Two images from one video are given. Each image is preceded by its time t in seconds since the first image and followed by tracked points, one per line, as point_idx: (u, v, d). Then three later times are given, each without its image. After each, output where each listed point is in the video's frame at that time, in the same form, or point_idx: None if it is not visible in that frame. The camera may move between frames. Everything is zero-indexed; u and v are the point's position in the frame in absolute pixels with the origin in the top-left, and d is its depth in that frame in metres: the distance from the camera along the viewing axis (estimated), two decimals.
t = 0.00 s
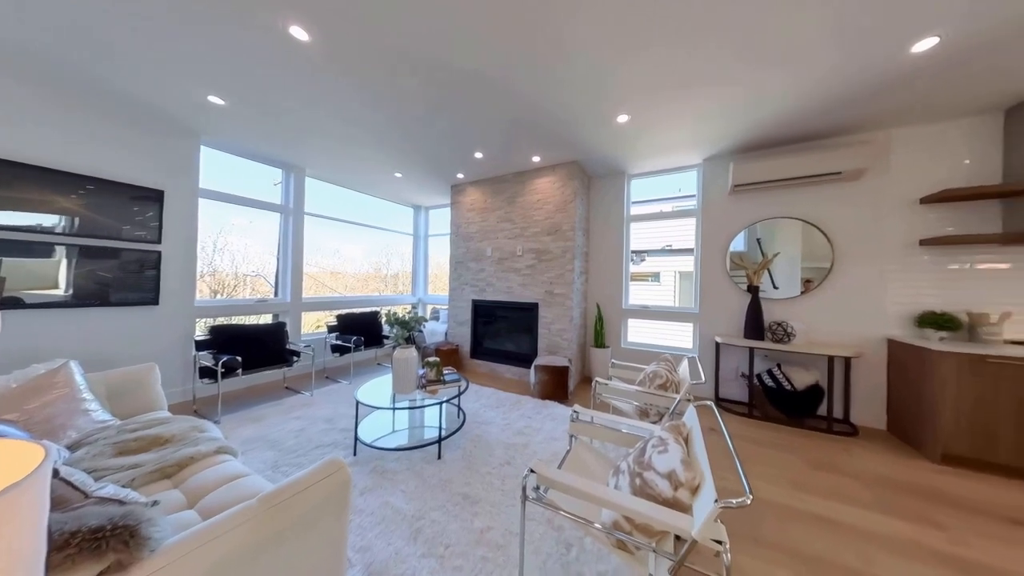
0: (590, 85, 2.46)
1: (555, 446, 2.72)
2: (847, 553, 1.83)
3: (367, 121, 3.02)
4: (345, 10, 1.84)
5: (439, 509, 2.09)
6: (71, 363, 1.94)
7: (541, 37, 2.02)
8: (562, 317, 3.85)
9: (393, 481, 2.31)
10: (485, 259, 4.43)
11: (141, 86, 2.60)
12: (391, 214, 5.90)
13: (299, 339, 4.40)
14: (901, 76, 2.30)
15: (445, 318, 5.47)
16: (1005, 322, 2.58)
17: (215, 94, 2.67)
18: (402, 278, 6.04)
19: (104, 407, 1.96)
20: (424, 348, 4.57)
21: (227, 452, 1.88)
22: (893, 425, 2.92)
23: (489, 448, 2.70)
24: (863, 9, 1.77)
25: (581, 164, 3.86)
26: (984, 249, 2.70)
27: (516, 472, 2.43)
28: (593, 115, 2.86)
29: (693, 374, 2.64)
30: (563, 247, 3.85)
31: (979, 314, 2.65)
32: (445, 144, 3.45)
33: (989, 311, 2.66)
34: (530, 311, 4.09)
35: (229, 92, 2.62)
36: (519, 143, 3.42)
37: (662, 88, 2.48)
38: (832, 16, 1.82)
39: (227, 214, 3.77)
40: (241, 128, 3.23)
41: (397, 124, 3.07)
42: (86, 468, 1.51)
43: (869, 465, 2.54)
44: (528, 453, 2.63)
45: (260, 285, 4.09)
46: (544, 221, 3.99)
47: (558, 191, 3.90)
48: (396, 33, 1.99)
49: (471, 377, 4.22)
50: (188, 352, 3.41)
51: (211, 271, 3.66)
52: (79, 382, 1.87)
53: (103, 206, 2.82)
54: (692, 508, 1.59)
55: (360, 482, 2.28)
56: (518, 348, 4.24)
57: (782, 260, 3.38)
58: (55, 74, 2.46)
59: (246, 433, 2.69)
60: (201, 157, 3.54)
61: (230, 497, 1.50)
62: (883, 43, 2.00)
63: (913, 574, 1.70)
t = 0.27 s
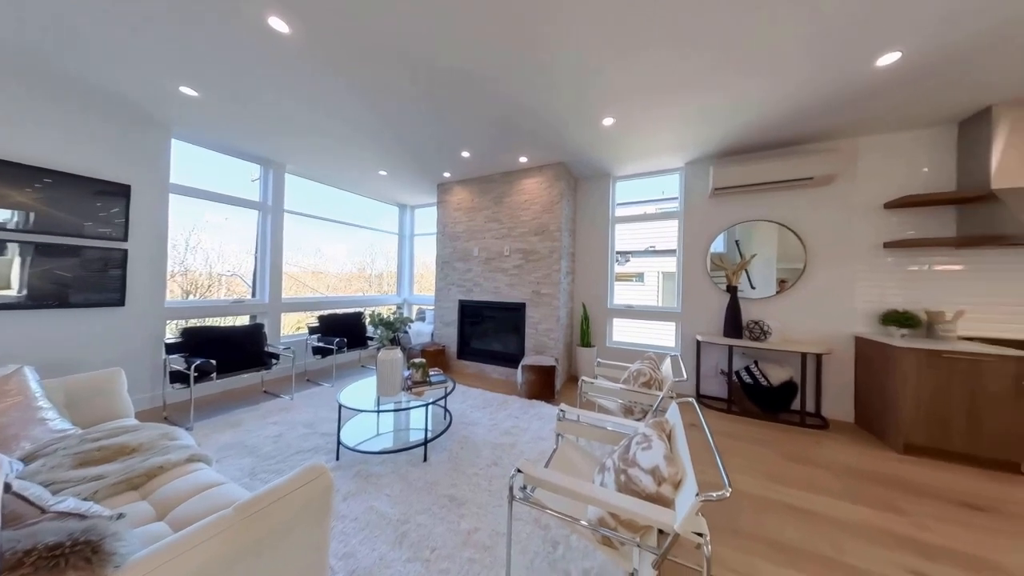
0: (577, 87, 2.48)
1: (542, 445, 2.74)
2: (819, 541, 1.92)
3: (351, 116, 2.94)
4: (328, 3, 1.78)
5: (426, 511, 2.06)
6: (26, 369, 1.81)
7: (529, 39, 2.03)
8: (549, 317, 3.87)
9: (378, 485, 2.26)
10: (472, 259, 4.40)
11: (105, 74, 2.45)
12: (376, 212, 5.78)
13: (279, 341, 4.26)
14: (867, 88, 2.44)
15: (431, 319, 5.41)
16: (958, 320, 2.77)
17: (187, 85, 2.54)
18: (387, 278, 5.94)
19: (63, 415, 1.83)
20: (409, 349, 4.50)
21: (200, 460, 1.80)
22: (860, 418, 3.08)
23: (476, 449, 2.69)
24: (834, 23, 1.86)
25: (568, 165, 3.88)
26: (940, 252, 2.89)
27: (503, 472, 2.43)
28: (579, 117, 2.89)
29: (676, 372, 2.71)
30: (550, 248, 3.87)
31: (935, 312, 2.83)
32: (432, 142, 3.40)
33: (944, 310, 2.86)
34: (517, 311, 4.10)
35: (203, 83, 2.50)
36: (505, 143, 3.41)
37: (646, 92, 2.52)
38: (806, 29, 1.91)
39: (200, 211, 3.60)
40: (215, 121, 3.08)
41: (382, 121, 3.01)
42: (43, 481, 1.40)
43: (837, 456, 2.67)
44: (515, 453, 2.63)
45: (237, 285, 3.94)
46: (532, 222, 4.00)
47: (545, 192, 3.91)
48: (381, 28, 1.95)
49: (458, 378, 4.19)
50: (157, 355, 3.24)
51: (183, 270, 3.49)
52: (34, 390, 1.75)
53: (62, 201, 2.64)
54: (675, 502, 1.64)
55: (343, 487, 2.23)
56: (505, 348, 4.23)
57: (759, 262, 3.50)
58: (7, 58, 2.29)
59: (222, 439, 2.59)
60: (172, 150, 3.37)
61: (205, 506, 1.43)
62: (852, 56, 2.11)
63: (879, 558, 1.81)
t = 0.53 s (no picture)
0: (561, 90, 2.50)
1: (527, 445, 2.74)
2: (790, 528, 2.02)
3: (331, 111, 2.85)
4: None
5: (409, 516, 2.02)
6: None
7: (515, 40, 2.02)
8: (534, 317, 3.88)
9: (359, 491, 2.20)
10: (457, 259, 4.36)
11: (58, 58, 2.26)
12: (357, 211, 5.63)
13: (253, 343, 4.08)
14: (832, 99, 2.58)
15: (414, 320, 5.32)
16: (912, 318, 2.98)
17: (150, 72, 2.38)
18: (368, 278, 5.80)
19: (7, 427, 1.68)
20: (392, 350, 4.41)
21: (164, 471, 1.68)
22: (826, 410, 3.26)
23: (461, 450, 2.66)
24: (803, 37, 1.96)
25: (552, 166, 3.90)
26: (896, 254, 3.10)
27: (488, 473, 2.41)
28: (563, 119, 2.91)
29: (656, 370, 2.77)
30: (535, 248, 3.88)
31: (892, 310, 3.03)
32: (415, 140, 3.34)
33: (900, 308, 3.06)
34: (503, 311, 4.09)
35: (169, 71, 2.36)
36: (489, 143, 3.38)
37: (628, 97, 2.57)
38: (778, 41, 2.00)
39: (165, 207, 3.39)
40: (182, 111, 2.91)
41: (363, 117, 2.93)
42: None
43: (805, 447, 2.82)
44: (500, 453, 2.62)
45: (207, 285, 3.74)
46: (517, 222, 3.99)
47: (530, 192, 3.92)
48: (361, 22, 1.90)
49: (442, 379, 4.14)
50: (118, 360, 3.03)
51: (146, 270, 3.27)
52: None
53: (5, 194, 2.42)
54: (655, 496, 1.67)
55: (322, 494, 2.15)
56: (490, 348, 4.22)
57: (735, 263, 3.64)
58: None
59: (190, 448, 2.45)
60: (133, 141, 3.16)
61: (170, 520, 1.34)
62: (819, 68, 2.22)
63: (842, 542, 1.92)
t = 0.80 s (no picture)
0: (548, 91, 2.51)
1: (514, 445, 2.74)
2: (767, 519, 2.10)
3: (312, 106, 2.76)
4: None
5: (395, 519, 1.99)
6: None
7: (502, 40, 2.02)
8: (521, 317, 3.88)
9: (342, 496, 2.14)
10: (444, 259, 4.31)
11: (10, 40, 2.10)
12: (339, 209, 5.50)
13: (228, 346, 3.91)
14: (806, 108, 2.69)
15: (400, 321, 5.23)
16: (877, 316, 3.15)
17: (115, 60, 2.25)
18: (352, 278, 5.68)
19: None
20: (376, 352, 4.32)
21: (131, 481, 1.59)
22: (800, 405, 3.40)
23: (447, 452, 2.64)
24: (780, 47, 2.04)
25: (539, 166, 3.91)
26: (863, 256, 3.27)
27: (475, 474, 2.40)
28: (550, 120, 2.91)
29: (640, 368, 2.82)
30: (523, 248, 3.89)
31: (859, 309, 3.20)
32: (401, 137, 3.28)
33: (866, 307, 3.23)
34: (490, 312, 4.07)
35: (137, 59, 2.23)
36: (476, 142, 3.36)
37: (613, 100, 2.61)
38: (757, 50, 2.07)
39: (132, 202, 3.21)
40: (152, 102, 2.76)
41: (347, 113, 2.86)
42: None
43: (780, 440, 2.94)
44: (487, 453, 2.62)
45: (179, 285, 3.58)
46: (504, 222, 3.98)
47: (517, 193, 3.92)
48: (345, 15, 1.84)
49: (428, 380, 4.08)
50: (79, 365, 2.85)
51: (111, 269, 3.08)
52: None
53: None
54: (639, 492, 1.70)
55: (303, 501, 2.09)
56: (476, 349, 4.19)
57: (715, 263, 3.74)
58: None
59: (161, 456, 2.33)
60: (97, 131, 2.98)
61: (139, 532, 1.27)
62: (794, 77, 2.31)
63: (814, 530, 2.01)
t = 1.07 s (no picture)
0: (533, 92, 2.51)
1: (499, 445, 2.73)
2: (742, 509, 2.19)
3: (289, 99, 2.65)
4: None
5: (377, 525, 1.94)
6: None
7: (488, 39, 2.00)
8: (506, 317, 3.88)
9: (321, 503, 2.07)
10: (427, 259, 4.24)
11: None
12: (318, 206, 5.32)
13: (198, 350, 3.72)
14: (777, 117, 2.81)
15: (381, 321, 5.11)
16: (841, 314, 3.33)
17: (68, 42, 2.08)
18: (331, 277, 5.51)
19: None
20: (357, 354, 4.21)
21: (84, 496, 1.46)
22: (771, 399, 3.56)
23: (431, 454, 2.60)
24: (756, 58, 2.12)
25: (524, 167, 3.91)
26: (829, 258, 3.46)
27: (459, 476, 2.37)
28: (534, 121, 2.92)
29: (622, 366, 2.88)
30: (508, 249, 3.88)
31: (825, 308, 3.38)
32: (384, 134, 3.20)
33: (831, 306, 3.42)
34: (475, 312, 4.04)
35: (94, 43, 2.07)
36: (460, 142, 3.32)
37: (597, 103, 2.64)
38: (734, 59, 2.14)
39: (88, 196, 2.98)
40: (111, 90, 2.57)
41: (327, 107, 2.77)
42: None
43: (753, 433, 3.07)
44: (472, 454, 2.59)
45: (143, 285, 3.37)
46: (489, 223, 3.96)
47: (503, 193, 3.91)
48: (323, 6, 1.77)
49: (412, 382, 4.01)
50: (27, 372, 2.62)
51: (64, 268, 2.85)
52: None
53: None
54: (621, 488, 1.73)
55: (279, 510, 2.00)
56: (461, 349, 4.15)
57: (693, 264, 3.86)
58: None
59: (121, 468, 2.18)
60: (47, 119, 2.75)
61: (94, 551, 1.17)
62: (767, 87, 2.42)
63: (785, 518, 2.11)
